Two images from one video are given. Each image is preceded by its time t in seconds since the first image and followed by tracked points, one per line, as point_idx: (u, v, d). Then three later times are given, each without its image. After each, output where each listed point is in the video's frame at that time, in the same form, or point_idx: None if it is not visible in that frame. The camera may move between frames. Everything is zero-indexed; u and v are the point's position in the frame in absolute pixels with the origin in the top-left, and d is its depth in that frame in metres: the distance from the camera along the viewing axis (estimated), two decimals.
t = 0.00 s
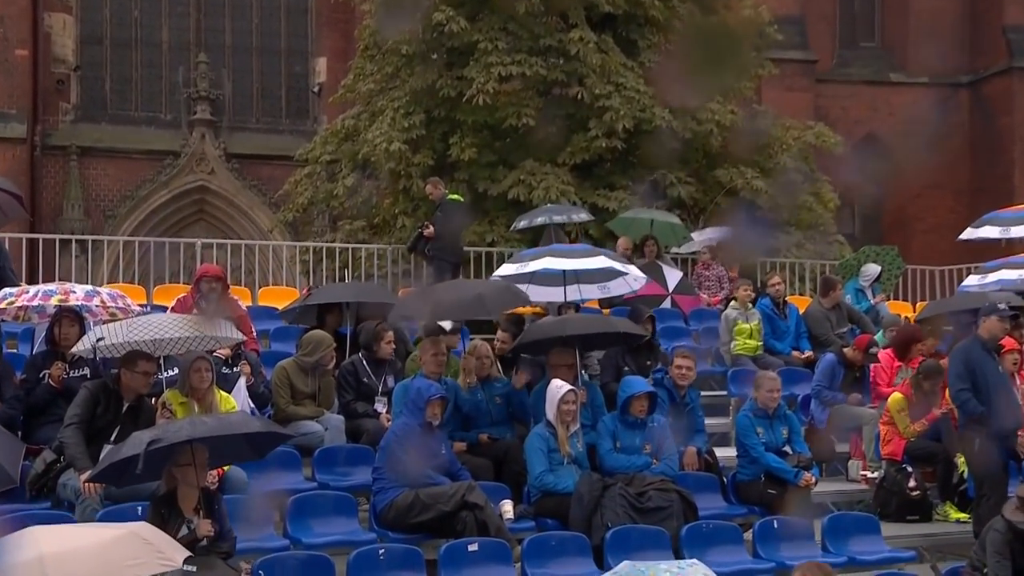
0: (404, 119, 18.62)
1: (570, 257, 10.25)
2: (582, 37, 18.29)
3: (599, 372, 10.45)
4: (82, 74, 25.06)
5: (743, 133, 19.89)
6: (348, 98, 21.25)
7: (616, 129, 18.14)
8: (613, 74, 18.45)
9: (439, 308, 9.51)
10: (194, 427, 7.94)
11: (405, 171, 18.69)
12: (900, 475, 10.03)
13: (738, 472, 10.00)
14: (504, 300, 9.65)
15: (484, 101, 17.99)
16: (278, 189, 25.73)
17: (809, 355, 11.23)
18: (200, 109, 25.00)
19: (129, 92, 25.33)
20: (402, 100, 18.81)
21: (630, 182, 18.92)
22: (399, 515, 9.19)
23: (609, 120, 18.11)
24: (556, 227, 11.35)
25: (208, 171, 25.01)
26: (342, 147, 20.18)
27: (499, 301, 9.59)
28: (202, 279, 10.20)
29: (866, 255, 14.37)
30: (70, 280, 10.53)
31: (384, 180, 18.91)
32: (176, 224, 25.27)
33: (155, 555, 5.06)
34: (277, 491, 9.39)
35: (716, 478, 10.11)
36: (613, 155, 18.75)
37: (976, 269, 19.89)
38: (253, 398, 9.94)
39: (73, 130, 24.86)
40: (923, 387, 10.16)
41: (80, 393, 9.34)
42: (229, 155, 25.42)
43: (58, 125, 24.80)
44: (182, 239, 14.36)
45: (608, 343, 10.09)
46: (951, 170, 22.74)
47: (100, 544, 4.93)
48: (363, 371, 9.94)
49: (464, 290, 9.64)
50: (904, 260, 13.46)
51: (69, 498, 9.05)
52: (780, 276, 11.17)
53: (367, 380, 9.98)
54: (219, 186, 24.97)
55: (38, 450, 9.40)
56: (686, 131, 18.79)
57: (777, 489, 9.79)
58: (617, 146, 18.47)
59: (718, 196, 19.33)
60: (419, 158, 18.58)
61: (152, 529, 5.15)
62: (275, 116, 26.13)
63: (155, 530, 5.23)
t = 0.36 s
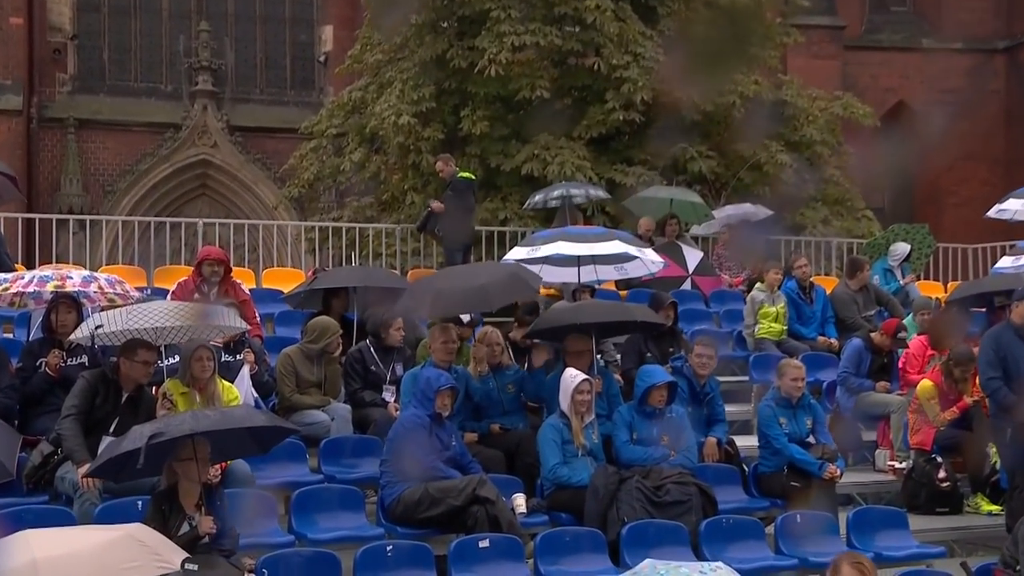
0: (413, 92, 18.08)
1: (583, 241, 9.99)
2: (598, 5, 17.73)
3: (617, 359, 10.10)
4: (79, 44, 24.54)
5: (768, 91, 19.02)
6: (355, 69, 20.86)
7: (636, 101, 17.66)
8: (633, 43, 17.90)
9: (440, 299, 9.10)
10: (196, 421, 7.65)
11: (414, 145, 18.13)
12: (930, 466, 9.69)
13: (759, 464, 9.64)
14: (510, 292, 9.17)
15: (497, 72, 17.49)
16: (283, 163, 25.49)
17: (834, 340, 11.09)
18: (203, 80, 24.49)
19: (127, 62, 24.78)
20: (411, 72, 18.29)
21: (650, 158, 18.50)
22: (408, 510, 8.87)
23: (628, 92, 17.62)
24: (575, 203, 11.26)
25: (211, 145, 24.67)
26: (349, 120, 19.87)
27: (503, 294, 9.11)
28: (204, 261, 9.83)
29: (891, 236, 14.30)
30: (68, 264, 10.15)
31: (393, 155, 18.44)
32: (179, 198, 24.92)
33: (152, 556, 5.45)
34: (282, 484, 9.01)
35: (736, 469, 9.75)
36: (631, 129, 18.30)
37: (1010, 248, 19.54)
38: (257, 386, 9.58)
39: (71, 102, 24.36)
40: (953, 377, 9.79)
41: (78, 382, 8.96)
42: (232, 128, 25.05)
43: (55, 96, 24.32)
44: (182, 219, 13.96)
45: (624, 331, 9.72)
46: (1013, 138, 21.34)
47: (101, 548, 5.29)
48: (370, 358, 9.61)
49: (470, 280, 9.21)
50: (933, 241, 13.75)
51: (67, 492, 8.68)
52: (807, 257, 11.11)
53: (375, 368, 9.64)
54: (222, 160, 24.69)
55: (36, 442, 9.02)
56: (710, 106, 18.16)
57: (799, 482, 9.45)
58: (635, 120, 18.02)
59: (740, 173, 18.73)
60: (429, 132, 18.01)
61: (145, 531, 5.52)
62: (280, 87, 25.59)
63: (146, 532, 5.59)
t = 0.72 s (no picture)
0: (422, 65, 17.48)
1: (588, 220, 9.83)
2: None
3: (632, 348, 9.77)
4: (75, 13, 23.85)
5: (788, 60, 18.17)
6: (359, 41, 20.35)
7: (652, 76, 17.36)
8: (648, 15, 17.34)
9: (453, 284, 9.00)
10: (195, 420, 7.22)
11: (422, 121, 17.61)
12: (958, 459, 9.30)
13: (780, 458, 9.34)
14: (522, 282, 9.04)
15: (508, 44, 16.93)
16: (287, 138, 24.73)
17: (859, 327, 10.80)
18: (202, 52, 23.88)
19: (124, 33, 24.15)
20: (418, 44, 17.65)
21: (667, 134, 18.10)
22: (413, 508, 8.52)
23: (643, 64, 17.23)
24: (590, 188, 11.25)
25: (211, 120, 24.02)
26: (355, 94, 19.24)
27: (516, 283, 8.98)
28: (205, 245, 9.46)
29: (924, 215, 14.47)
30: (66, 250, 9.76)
31: (401, 131, 17.92)
32: (179, 174, 24.23)
33: (140, 566, 4.86)
34: (284, 479, 8.70)
35: (754, 463, 9.42)
36: (646, 103, 17.86)
37: None
38: (258, 378, 9.26)
39: (68, 74, 23.70)
40: (982, 365, 9.41)
41: (72, 374, 8.57)
42: (234, 102, 24.37)
43: (50, 68, 23.68)
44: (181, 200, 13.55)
45: (640, 320, 9.37)
46: None
47: (91, 551, 4.78)
48: (376, 348, 9.29)
49: (485, 268, 9.13)
50: (961, 220, 13.81)
51: (62, 488, 8.34)
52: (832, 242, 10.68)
53: (381, 358, 9.32)
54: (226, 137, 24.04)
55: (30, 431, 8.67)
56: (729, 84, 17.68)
57: (820, 476, 9.13)
58: (650, 94, 17.62)
59: (764, 154, 18.37)
60: (438, 107, 17.50)
61: (137, 540, 4.99)
62: (283, 60, 24.83)
63: (143, 544, 5.05)
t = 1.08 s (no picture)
0: (428, 34, 16.98)
1: (601, 195, 9.34)
2: None
3: (643, 334, 9.48)
4: None
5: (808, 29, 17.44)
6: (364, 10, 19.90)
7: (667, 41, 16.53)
8: None
9: (460, 282, 8.79)
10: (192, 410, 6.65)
11: (428, 93, 17.17)
12: (980, 448, 8.97)
13: (796, 449, 9.04)
14: (529, 285, 8.76)
15: (517, 13, 16.40)
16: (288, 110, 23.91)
17: (880, 309, 10.75)
18: (202, 19, 23.00)
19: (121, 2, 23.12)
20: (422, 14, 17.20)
21: (679, 105, 17.64)
22: (415, 502, 8.16)
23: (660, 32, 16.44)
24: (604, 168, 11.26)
25: (210, 90, 23.27)
26: (359, 64, 18.85)
27: (521, 285, 8.70)
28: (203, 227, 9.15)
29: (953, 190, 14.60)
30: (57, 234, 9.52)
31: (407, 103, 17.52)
32: (178, 145, 23.41)
33: None
34: (284, 471, 8.42)
35: (770, 453, 9.11)
36: (661, 74, 17.19)
37: None
38: (257, 365, 9.03)
39: (61, 43, 22.75)
40: (1008, 350, 9.02)
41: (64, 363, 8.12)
42: (234, 72, 23.54)
43: (44, 36, 22.75)
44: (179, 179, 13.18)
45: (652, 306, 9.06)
46: None
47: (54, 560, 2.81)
48: (380, 334, 9.05)
49: (495, 267, 8.89)
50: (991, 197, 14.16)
51: (55, 481, 8.02)
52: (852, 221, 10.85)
53: (384, 345, 9.07)
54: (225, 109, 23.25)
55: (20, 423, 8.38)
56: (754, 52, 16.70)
57: (836, 468, 8.85)
58: (663, 65, 17.09)
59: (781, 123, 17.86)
60: (445, 79, 17.02)
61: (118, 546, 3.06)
62: (285, 27, 23.96)
63: (122, 556, 3.15)
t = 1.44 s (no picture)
0: (435, 9, 16.65)
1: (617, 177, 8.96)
2: None
3: (652, 325, 9.23)
4: None
5: (827, 1, 16.90)
6: None
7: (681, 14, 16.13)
8: None
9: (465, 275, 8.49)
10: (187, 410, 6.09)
11: (435, 69, 16.85)
12: (1003, 440, 8.67)
13: (810, 444, 8.77)
14: (535, 280, 8.45)
15: None
16: (292, 86, 22.97)
17: (900, 297, 10.63)
18: None
19: None
20: None
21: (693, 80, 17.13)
22: (417, 500, 7.90)
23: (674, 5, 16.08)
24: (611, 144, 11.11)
25: (212, 65, 22.29)
26: (364, 39, 18.43)
27: (527, 282, 8.40)
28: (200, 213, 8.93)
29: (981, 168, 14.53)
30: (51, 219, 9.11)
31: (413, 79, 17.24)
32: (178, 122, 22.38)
33: None
34: (284, 467, 8.21)
35: (782, 449, 8.84)
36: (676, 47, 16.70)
37: None
38: (257, 357, 8.83)
39: (59, 15, 21.87)
40: None
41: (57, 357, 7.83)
42: (236, 46, 22.61)
43: (40, 9, 21.81)
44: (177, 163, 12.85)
45: (662, 296, 8.78)
46: None
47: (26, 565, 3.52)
48: (381, 326, 8.83)
49: (500, 264, 8.51)
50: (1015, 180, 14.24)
51: (48, 479, 7.77)
52: (873, 205, 10.60)
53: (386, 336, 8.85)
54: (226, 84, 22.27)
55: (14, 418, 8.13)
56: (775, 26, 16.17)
57: (854, 464, 8.55)
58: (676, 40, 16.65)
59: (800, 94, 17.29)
60: (452, 55, 16.72)
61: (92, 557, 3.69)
62: None
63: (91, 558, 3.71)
